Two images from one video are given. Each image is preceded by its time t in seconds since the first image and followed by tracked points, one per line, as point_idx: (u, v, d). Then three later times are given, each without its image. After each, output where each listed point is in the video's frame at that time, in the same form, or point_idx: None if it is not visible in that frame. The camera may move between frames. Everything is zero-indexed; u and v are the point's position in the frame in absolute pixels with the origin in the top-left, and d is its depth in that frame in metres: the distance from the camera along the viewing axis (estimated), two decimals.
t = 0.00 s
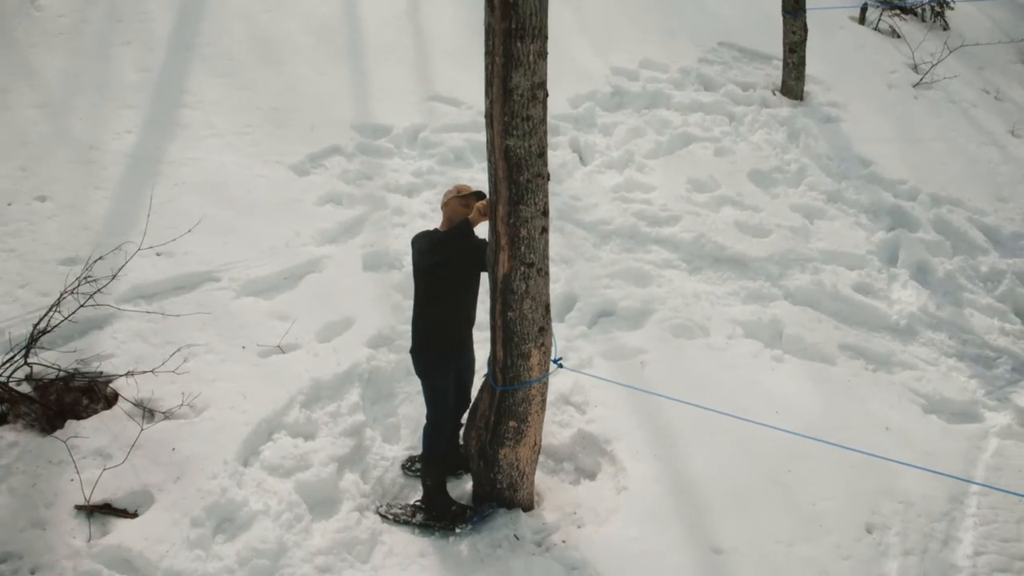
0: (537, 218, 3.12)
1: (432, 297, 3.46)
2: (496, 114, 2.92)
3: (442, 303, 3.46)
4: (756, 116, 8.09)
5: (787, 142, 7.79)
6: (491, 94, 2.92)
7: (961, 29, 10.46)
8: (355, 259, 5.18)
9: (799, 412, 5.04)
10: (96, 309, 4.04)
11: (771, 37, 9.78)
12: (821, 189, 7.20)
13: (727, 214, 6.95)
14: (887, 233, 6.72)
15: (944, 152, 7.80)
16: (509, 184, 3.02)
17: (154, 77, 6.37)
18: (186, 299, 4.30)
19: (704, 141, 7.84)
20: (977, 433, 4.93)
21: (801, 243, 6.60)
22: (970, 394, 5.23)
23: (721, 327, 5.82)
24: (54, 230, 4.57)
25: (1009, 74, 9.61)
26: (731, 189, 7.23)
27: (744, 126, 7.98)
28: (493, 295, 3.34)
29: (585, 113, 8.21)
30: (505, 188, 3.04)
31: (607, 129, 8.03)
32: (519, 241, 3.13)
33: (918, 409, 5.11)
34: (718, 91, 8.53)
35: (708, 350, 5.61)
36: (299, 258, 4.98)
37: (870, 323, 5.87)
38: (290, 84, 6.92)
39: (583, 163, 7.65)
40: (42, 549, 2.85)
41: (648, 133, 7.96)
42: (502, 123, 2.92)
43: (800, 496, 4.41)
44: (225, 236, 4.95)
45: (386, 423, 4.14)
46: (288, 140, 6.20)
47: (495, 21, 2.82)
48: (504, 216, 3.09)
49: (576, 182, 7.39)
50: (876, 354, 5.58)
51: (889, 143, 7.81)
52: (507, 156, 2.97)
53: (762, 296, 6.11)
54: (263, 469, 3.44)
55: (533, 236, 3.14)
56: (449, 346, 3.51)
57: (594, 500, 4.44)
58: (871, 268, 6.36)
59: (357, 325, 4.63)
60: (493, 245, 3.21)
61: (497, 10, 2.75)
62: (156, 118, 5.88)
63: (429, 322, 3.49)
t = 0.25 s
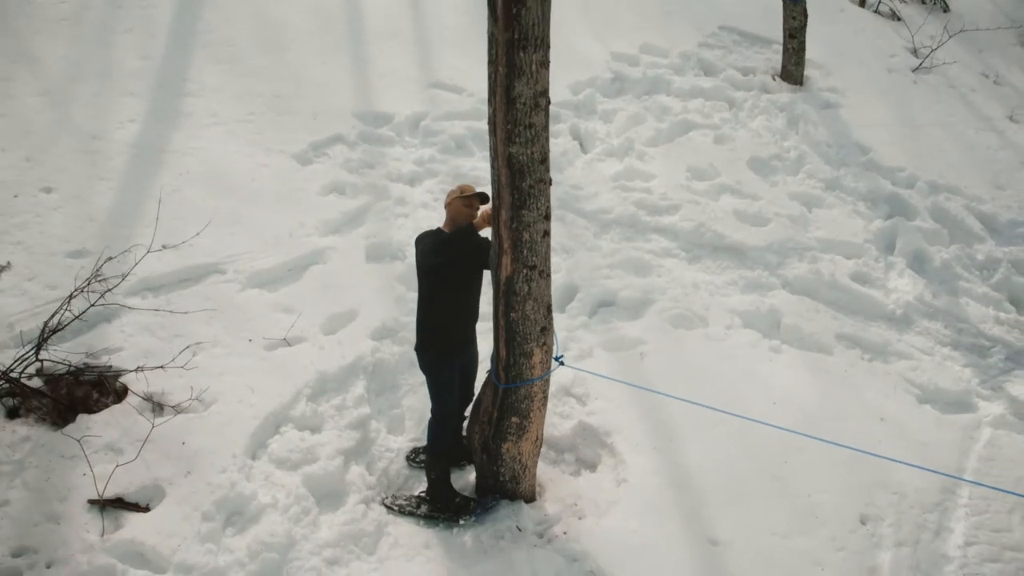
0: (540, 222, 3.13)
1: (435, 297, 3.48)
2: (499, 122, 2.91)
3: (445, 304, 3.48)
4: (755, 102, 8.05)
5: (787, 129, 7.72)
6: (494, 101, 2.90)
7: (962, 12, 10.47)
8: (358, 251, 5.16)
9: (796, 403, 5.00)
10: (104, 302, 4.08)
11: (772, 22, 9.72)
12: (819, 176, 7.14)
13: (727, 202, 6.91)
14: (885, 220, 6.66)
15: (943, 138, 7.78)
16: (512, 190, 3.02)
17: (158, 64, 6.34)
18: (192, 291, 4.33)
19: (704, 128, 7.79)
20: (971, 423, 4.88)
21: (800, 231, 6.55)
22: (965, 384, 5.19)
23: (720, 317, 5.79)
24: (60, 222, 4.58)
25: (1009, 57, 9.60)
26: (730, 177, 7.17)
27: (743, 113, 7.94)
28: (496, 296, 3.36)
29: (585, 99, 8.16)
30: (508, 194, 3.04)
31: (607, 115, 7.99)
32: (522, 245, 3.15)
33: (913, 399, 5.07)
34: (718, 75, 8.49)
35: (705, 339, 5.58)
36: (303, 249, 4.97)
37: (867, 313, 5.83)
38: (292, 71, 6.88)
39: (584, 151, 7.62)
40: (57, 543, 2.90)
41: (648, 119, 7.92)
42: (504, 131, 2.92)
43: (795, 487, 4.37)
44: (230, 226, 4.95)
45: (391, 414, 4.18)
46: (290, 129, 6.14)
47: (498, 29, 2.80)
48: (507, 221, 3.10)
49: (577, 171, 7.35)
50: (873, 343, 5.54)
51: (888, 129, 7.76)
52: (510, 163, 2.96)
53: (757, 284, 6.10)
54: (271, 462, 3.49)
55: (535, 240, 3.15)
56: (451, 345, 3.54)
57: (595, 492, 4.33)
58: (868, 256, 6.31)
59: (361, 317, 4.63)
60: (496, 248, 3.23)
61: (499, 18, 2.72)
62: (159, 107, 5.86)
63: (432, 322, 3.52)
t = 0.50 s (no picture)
0: (541, 228, 3.14)
1: (437, 300, 3.47)
2: (501, 130, 2.91)
3: (448, 307, 3.47)
4: (755, 91, 8.02)
5: (786, 117, 7.71)
6: (496, 111, 2.90)
7: None
8: (360, 244, 5.13)
9: (793, 397, 4.97)
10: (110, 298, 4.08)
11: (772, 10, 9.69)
12: (818, 166, 7.11)
13: (725, 193, 6.89)
14: (882, 211, 6.62)
15: (941, 127, 7.75)
16: (513, 198, 3.03)
17: (160, 54, 6.32)
18: (197, 287, 4.35)
19: (704, 118, 7.76)
20: (964, 417, 4.83)
21: (798, 222, 6.51)
22: (959, 377, 5.12)
23: (718, 311, 5.74)
24: (65, 216, 4.57)
25: (1009, 43, 9.56)
26: (729, 169, 7.14)
27: (741, 102, 7.91)
28: (498, 299, 3.38)
29: (586, 89, 8.13)
30: (509, 202, 3.05)
31: (607, 105, 7.97)
32: (523, 251, 3.16)
33: (908, 392, 5.03)
34: (718, 63, 8.46)
35: (703, 332, 5.55)
36: (305, 243, 4.96)
37: (863, 305, 5.78)
38: (294, 60, 6.84)
39: (584, 141, 7.60)
40: (68, 540, 2.94)
41: (648, 109, 7.90)
42: (505, 139, 2.92)
43: (790, 482, 4.34)
44: (234, 220, 4.95)
45: (393, 408, 4.18)
46: (292, 121, 6.10)
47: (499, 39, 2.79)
48: (509, 227, 3.11)
49: (577, 162, 7.35)
50: (869, 335, 5.48)
51: (887, 119, 7.72)
52: (511, 171, 2.97)
53: (754, 277, 6.04)
54: (276, 459, 3.52)
55: (536, 245, 3.16)
56: (452, 347, 3.55)
57: (595, 487, 4.28)
58: (866, 247, 6.27)
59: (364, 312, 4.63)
60: (498, 253, 3.24)
61: (500, 28, 2.71)
62: (162, 98, 5.84)
63: (434, 324, 3.52)
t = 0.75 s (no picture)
0: (542, 233, 3.16)
1: (440, 301, 3.46)
2: (503, 139, 2.92)
3: (451, 309, 3.47)
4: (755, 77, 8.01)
5: (786, 105, 7.66)
6: (498, 120, 2.91)
7: None
8: (363, 237, 5.10)
9: (790, 390, 4.99)
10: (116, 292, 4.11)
11: None
12: (816, 155, 7.09)
13: (724, 182, 6.88)
14: (879, 201, 6.58)
15: (939, 114, 7.69)
16: (515, 204, 3.05)
17: (162, 43, 6.30)
18: (203, 280, 4.37)
19: (703, 105, 7.74)
20: (958, 408, 4.82)
21: (796, 211, 6.51)
22: (953, 369, 5.11)
23: (716, 303, 5.76)
24: (71, 209, 4.60)
25: (1011, 27, 9.46)
26: (728, 158, 7.12)
27: (740, 89, 7.88)
28: (500, 302, 3.39)
29: (586, 77, 8.11)
30: (512, 208, 3.07)
31: (607, 93, 7.95)
32: (525, 255, 3.18)
33: (903, 384, 5.03)
34: (718, 49, 8.45)
35: (702, 325, 5.57)
36: (308, 235, 4.95)
37: (859, 294, 5.76)
38: (296, 49, 6.79)
39: (584, 131, 7.58)
40: (81, 535, 2.99)
41: (648, 97, 7.87)
42: (507, 148, 2.93)
43: (786, 474, 4.36)
44: (239, 212, 4.95)
45: (397, 401, 4.19)
46: (294, 111, 6.04)
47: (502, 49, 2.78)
48: (510, 233, 3.13)
49: (577, 151, 7.35)
50: (865, 327, 5.47)
51: (887, 106, 7.67)
52: (513, 178, 2.98)
53: (750, 266, 6.07)
54: (283, 453, 3.57)
55: (538, 250, 3.18)
56: (455, 346, 3.56)
57: (593, 480, 4.29)
58: (863, 237, 6.24)
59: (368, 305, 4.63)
60: (499, 257, 3.26)
61: (503, 39, 2.70)
62: (165, 89, 5.84)
63: (437, 324, 3.52)
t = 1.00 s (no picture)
0: (542, 235, 3.19)
1: (440, 299, 3.49)
2: (505, 145, 2.94)
3: (451, 308, 3.49)
4: (754, 63, 8.00)
5: (783, 90, 7.70)
6: (499, 127, 2.94)
7: None
8: (367, 227, 5.09)
9: (786, 379, 4.98)
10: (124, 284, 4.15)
11: None
12: (813, 144, 7.09)
13: (722, 170, 6.86)
14: (876, 189, 6.61)
15: (936, 100, 7.68)
16: (517, 207, 3.07)
17: (163, 32, 6.27)
18: (209, 272, 4.40)
19: (702, 92, 7.72)
20: (950, 397, 4.88)
21: (793, 200, 6.50)
22: (946, 357, 5.18)
23: (715, 292, 5.71)
24: (77, 201, 4.62)
25: (1009, 10, 9.42)
26: (727, 146, 7.11)
27: (739, 75, 7.89)
28: (501, 301, 3.42)
29: (586, 63, 8.08)
30: (513, 211, 3.09)
31: (607, 80, 7.92)
32: (527, 256, 3.21)
33: (896, 373, 5.05)
34: (718, 33, 8.44)
35: (699, 313, 5.54)
36: (311, 225, 4.95)
37: (855, 282, 5.81)
38: (297, 35, 6.75)
39: (584, 118, 7.55)
40: (94, 527, 3.05)
41: (648, 84, 7.84)
42: (510, 154, 2.96)
43: (781, 464, 4.36)
44: (244, 202, 4.96)
45: (401, 391, 4.23)
46: (297, 99, 6.01)
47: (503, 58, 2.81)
48: (512, 235, 3.16)
49: (578, 139, 7.27)
50: (861, 316, 5.52)
51: (885, 94, 7.67)
52: (515, 184, 3.01)
53: (748, 255, 6.05)
54: (290, 444, 3.62)
55: (538, 251, 3.21)
56: (457, 342, 3.58)
57: (594, 471, 4.25)
58: (860, 226, 6.28)
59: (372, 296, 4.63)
60: (501, 258, 3.28)
61: (505, 48, 2.73)
62: (168, 77, 5.82)
63: (437, 323, 3.54)
